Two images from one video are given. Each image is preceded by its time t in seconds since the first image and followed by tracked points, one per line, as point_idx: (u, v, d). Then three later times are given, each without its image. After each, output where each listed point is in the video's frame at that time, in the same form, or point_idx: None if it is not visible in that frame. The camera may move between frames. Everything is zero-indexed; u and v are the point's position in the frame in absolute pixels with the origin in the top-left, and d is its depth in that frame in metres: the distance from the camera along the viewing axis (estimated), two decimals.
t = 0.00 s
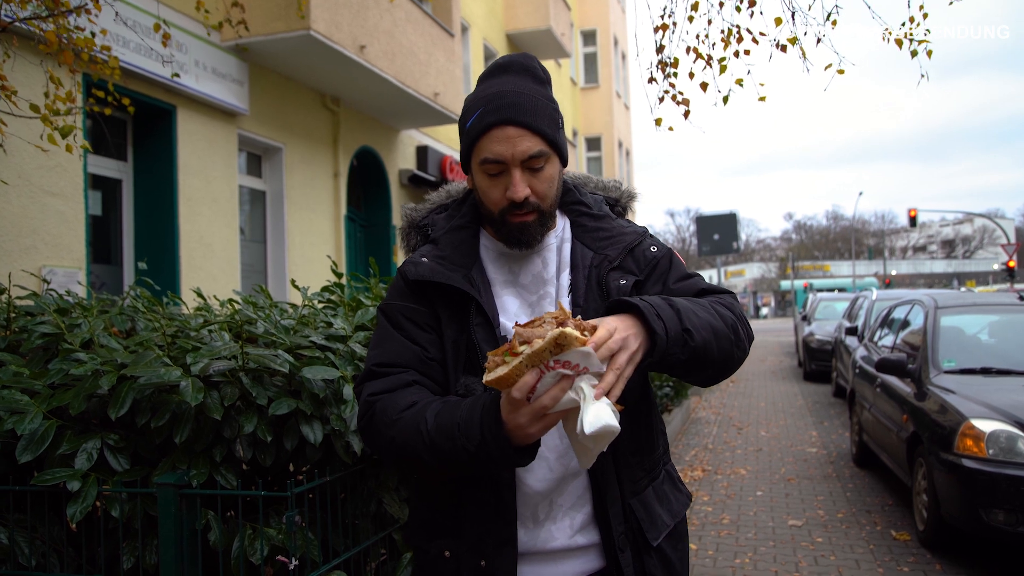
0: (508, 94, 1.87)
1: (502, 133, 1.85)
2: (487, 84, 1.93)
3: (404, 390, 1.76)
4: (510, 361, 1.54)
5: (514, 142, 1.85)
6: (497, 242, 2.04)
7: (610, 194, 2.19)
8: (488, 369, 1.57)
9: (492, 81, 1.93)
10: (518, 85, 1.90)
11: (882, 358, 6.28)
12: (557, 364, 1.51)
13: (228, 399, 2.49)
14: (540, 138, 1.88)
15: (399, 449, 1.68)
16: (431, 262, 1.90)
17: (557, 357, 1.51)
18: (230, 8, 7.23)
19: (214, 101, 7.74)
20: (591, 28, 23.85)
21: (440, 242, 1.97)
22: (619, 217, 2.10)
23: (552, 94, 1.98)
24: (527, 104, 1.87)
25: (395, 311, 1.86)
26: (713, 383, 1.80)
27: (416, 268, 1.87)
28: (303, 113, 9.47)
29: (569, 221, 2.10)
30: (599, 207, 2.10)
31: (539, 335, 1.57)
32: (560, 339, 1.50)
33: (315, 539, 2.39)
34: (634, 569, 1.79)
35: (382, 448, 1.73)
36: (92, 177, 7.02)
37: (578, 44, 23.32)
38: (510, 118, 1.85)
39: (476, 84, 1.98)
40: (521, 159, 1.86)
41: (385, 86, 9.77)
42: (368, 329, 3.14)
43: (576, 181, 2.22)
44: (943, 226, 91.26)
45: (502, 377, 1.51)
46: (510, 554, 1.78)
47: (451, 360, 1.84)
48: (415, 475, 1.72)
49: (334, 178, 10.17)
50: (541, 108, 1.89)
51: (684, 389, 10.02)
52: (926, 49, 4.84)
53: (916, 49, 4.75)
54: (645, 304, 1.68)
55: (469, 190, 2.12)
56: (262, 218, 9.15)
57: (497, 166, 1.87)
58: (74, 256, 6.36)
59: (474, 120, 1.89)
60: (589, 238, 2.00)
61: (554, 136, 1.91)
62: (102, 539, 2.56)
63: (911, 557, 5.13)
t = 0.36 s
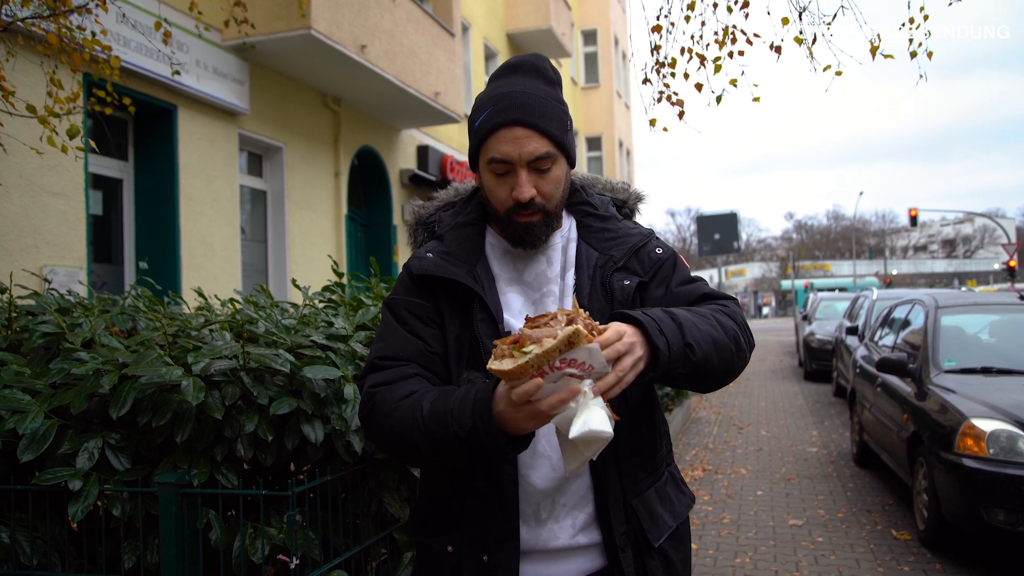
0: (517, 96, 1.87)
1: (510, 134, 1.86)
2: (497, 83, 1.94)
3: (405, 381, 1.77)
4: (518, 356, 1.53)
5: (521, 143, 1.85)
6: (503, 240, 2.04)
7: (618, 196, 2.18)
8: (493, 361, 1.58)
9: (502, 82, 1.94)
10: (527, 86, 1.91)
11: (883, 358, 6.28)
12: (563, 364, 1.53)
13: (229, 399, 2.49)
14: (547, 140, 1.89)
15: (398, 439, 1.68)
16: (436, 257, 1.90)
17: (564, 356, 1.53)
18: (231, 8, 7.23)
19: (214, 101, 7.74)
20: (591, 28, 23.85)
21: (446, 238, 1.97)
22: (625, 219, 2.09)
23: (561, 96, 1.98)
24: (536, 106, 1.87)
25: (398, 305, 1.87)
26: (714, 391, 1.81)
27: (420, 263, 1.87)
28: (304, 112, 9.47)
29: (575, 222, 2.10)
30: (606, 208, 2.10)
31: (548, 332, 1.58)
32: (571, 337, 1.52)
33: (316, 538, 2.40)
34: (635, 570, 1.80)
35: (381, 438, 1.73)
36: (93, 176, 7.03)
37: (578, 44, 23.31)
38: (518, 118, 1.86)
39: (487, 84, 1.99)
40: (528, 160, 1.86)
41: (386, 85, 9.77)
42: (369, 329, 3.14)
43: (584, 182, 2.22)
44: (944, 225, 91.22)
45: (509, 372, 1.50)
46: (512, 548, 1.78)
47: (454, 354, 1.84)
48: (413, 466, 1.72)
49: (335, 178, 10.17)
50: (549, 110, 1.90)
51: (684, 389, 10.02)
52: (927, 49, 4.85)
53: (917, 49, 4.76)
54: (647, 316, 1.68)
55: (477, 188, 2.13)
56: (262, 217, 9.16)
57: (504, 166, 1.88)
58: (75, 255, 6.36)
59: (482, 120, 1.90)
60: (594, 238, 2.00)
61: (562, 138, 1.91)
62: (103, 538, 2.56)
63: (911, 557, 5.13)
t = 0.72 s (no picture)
0: (511, 92, 1.88)
1: (505, 129, 1.87)
2: (493, 82, 1.95)
3: (401, 382, 1.78)
4: (530, 340, 1.56)
5: (516, 138, 1.86)
6: (504, 239, 2.05)
7: (621, 195, 2.19)
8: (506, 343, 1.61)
9: (497, 79, 1.95)
10: (522, 82, 1.91)
11: (883, 357, 6.28)
12: (574, 349, 1.56)
13: (229, 397, 2.49)
14: (543, 135, 1.89)
15: (392, 440, 1.70)
16: (436, 257, 1.91)
17: (575, 342, 1.55)
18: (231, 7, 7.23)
19: (214, 100, 7.74)
20: (591, 27, 23.85)
21: (446, 238, 1.98)
22: (628, 217, 2.10)
23: (558, 92, 1.99)
24: (530, 101, 1.88)
25: (397, 305, 1.88)
26: (723, 390, 1.82)
27: (420, 263, 1.88)
28: (304, 111, 9.47)
29: (578, 220, 2.10)
30: (609, 207, 2.10)
31: (560, 319, 1.60)
32: (583, 324, 1.54)
33: (316, 536, 2.40)
34: (636, 569, 1.80)
35: (376, 438, 1.75)
36: (93, 175, 7.03)
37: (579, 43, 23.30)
38: (513, 113, 1.86)
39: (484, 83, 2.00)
40: (523, 155, 1.86)
41: (386, 84, 9.77)
42: (369, 327, 3.14)
43: (587, 181, 2.23)
44: (944, 225, 91.21)
45: (520, 354, 1.53)
46: (509, 548, 1.78)
47: (452, 355, 1.85)
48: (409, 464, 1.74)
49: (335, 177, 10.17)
50: (544, 105, 1.90)
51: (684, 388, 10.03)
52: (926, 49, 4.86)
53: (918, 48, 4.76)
54: (666, 316, 1.68)
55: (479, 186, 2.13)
56: (262, 216, 9.17)
57: (500, 162, 1.88)
58: (75, 254, 6.36)
59: (478, 117, 1.91)
60: (598, 237, 2.00)
61: (557, 133, 1.91)
62: (104, 536, 2.57)
63: (911, 556, 5.14)
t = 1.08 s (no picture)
0: (492, 92, 1.89)
1: (487, 131, 1.87)
2: (474, 85, 1.96)
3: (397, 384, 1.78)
4: (528, 333, 1.63)
5: (499, 138, 1.86)
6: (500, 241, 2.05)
7: (619, 193, 2.19)
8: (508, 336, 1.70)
9: (479, 83, 1.97)
10: (502, 82, 1.92)
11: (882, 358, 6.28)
12: (570, 342, 1.56)
13: (228, 396, 2.48)
14: (525, 133, 1.89)
15: (387, 442, 1.70)
16: (432, 260, 1.92)
17: (572, 335, 1.56)
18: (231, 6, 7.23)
19: (215, 99, 7.74)
20: (591, 27, 23.83)
21: (443, 241, 1.98)
22: (627, 215, 2.09)
23: (542, 91, 2.00)
24: (511, 100, 1.89)
25: (394, 308, 1.88)
26: (727, 390, 1.82)
27: (416, 267, 1.89)
28: (304, 111, 9.47)
29: (576, 220, 2.10)
30: (607, 205, 2.10)
31: (559, 313, 1.64)
32: (579, 316, 1.56)
33: (315, 535, 2.40)
34: (639, 570, 1.80)
35: (371, 440, 1.75)
36: (93, 174, 7.02)
37: (579, 42, 23.29)
38: (494, 114, 1.87)
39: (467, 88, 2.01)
40: (508, 154, 1.86)
41: (386, 84, 9.76)
42: (369, 327, 3.14)
43: (586, 179, 2.22)
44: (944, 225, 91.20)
45: (516, 344, 1.60)
46: (506, 552, 1.78)
47: (448, 358, 1.85)
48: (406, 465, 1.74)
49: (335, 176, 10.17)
50: (527, 104, 1.91)
51: (683, 388, 10.03)
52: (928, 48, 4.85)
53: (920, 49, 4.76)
54: (669, 317, 1.67)
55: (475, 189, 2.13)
56: (262, 215, 9.16)
57: (486, 164, 1.89)
58: (75, 253, 6.35)
59: (461, 121, 1.92)
60: (596, 237, 2.00)
61: (541, 130, 1.92)
62: (103, 535, 2.57)
63: (911, 557, 5.14)
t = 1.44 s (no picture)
0: (499, 93, 1.89)
1: (495, 132, 1.87)
2: (480, 86, 1.96)
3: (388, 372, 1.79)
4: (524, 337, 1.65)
5: (506, 139, 1.86)
6: (503, 243, 2.05)
7: (622, 193, 2.19)
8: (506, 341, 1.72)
9: (484, 84, 1.97)
10: (509, 83, 1.93)
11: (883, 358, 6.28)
12: (564, 344, 1.58)
13: (230, 398, 2.48)
14: (533, 134, 1.89)
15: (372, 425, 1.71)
16: (433, 263, 1.92)
17: (565, 337, 1.58)
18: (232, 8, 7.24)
19: (216, 101, 7.75)
20: (592, 28, 23.85)
21: (443, 244, 1.98)
22: (629, 216, 2.09)
23: (546, 91, 2.00)
24: (519, 101, 1.89)
25: (393, 307, 1.89)
26: (729, 394, 1.81)
27: (417, 269, 1.89)
28: (305, 112, 9.47)
29: (579, 221, 2.10)
30: (609, 207, 2.10)
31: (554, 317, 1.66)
32: (570, 318, 1.57)
33: (316, 538, 2.40)
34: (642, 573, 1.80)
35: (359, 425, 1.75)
36: (94, 176, 7.03)
37: (579, 44, 23.29)
38: (501, 115, 1.87)
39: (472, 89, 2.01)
40: (515, 155, 1.87)
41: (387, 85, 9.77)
42: (369, 329, 3.14)
43: (588, 180, 2.22)
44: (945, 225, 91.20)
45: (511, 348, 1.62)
46: (504, 555, 1.78)
47: (447, 357, 1.85)
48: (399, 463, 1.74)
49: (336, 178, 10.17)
50: (534, 105, 1.91)
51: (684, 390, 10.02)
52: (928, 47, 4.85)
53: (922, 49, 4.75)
54: (669, 320, 1.67)
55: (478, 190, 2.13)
56: (263, 217, 9.16)
57: (493, 165, 1.89)
58: (76, 254, 6.36)
59: (468, 122, 1.92)
60: (598, 239, 2.00)
61: (548, 131, 1.92)
62: (104, 537, 2.56)
63: (912, 558, 5.13)
